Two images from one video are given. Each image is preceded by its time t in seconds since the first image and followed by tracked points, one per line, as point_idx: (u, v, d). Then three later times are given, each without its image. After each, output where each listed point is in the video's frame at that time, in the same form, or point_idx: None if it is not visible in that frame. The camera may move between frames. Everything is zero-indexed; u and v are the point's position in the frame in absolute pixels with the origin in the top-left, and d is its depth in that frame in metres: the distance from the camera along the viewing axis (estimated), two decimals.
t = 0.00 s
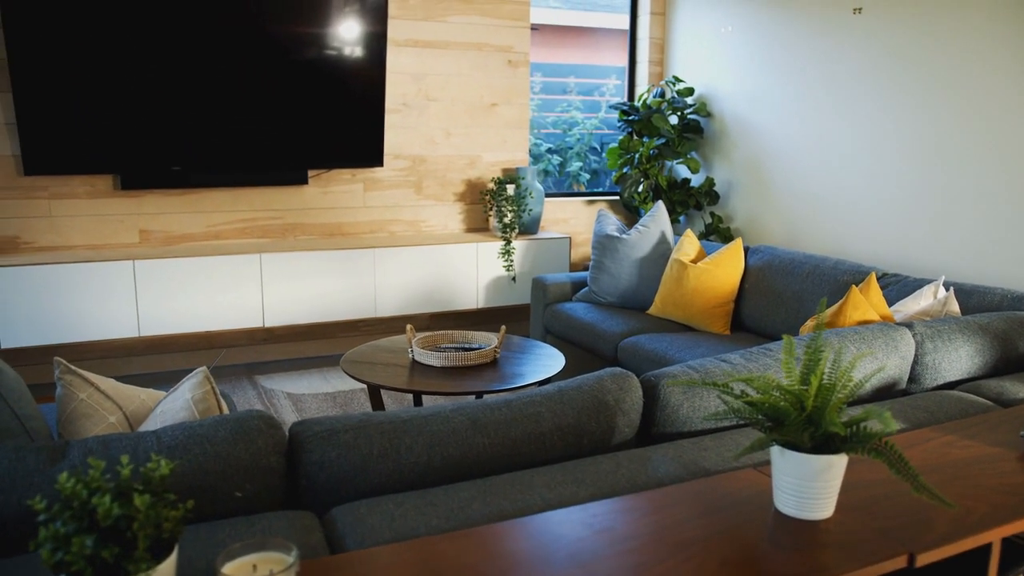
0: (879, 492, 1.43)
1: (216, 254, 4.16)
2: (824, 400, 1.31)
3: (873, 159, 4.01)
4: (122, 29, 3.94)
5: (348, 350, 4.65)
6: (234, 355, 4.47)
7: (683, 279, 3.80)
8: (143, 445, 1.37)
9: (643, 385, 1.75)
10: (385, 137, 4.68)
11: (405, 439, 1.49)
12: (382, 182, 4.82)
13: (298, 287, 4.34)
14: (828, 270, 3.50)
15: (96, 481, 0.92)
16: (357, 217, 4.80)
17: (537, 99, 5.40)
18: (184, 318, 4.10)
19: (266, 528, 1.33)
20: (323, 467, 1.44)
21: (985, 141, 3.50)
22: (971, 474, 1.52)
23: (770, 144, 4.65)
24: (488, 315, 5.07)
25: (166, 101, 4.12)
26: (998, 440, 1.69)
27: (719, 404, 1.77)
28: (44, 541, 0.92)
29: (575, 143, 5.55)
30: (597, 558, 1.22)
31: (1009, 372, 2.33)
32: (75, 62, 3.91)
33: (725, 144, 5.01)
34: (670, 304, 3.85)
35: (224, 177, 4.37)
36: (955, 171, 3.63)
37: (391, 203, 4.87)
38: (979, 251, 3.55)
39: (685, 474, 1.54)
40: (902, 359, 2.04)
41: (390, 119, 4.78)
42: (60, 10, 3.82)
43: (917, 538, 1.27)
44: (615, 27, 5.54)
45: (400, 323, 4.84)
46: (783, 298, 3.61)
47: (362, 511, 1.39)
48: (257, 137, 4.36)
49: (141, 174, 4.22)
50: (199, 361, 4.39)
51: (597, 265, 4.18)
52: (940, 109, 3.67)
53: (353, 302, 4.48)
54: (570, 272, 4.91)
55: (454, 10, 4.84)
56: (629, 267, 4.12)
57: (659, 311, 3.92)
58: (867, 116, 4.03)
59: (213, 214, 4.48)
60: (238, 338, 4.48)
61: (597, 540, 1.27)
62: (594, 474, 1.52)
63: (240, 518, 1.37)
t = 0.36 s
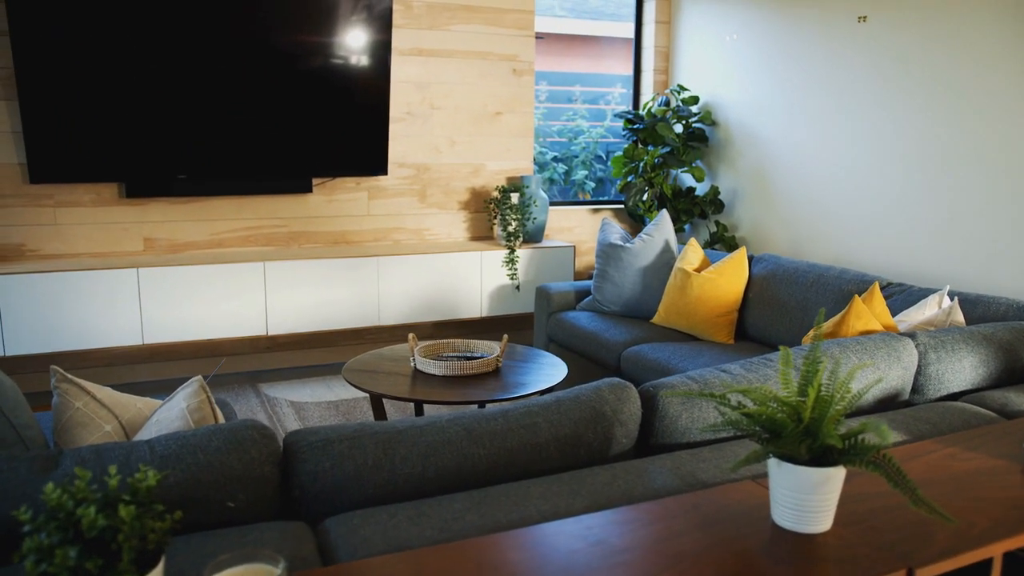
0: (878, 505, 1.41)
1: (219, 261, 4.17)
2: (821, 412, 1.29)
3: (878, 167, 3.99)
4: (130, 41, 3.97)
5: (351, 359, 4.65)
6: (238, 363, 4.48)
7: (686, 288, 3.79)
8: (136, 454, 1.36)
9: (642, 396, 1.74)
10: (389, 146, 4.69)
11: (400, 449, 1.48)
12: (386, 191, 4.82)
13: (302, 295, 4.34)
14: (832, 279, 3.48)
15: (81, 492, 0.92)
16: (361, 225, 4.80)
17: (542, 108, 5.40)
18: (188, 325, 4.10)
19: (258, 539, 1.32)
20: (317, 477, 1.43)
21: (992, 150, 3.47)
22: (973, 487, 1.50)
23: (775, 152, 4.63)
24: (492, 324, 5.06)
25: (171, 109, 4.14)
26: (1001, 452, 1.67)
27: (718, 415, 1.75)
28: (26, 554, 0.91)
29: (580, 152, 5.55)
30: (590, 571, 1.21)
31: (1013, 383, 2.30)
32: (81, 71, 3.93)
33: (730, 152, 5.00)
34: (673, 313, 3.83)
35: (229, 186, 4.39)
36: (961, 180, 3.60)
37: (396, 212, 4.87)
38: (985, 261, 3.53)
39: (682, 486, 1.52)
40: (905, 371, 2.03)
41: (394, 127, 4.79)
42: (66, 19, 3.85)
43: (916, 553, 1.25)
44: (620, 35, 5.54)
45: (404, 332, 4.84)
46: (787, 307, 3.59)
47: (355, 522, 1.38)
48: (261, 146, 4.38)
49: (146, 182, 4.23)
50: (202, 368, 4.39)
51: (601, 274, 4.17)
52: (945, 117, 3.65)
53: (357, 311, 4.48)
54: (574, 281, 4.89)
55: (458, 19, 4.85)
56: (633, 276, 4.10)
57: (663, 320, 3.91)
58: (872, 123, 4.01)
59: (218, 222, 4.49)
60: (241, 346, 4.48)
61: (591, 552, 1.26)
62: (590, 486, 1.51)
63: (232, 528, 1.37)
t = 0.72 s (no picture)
0: (877, 518, 1.39)
1: (222, 269, 4.17)
2: (818, 426, 1.28)
3: (882, 177, 3.98)
4: (135, 50, 3.99)
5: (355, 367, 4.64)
6: (241, 371, 4.47)
7: (689, 297, 3.77)
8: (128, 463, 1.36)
9: (639, 407, 1.73)
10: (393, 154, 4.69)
11: (393, 460, 1.47)
12: (390, 199, 4.83)
13: (304, 303, 4.34)
14: (835, 288, 3.46)
15: (65, 503, 0.91)
16: (365, 233, 4.80)
17: (547, 117, 5.40)
18: (190, 333, 4.10)
19: (249, 550, 1.31)
20: (310, 488, 1.42)
21: (996, 159, 3.45)
22: (974, 500, 1.48)
23: (779, 161, 4.62)
24: (496, 333, 5.05)
25: (175, 117, 4.15)
26: (1003, 465, 1.65)
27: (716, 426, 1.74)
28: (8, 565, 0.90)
29: (584, 161, 5.54)
30: None
31: (1017, 394, 2.28)
32: (86, 79, 3.95)
33: (735, 161, 4.98)
34: (677, 322, 3.82)
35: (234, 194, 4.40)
36: (966, 189, 3.58)
37: (399, 220, 4.87)
38: (990, 271, 3.50)
39: (679, 498, 1.51)
40: (906, 382, 2.01)
41: (398, 136, 4.79)
42: (71, 28, 3.87)
43: (914, 567, 1.23)
44: (624, 44, 5.54)
45: (407, 341, 4.83)
46: (790, 316, 3.57)
47: (347, 533, 1.37)
48: (265, 154, 4.38)
49: (149, 191, 4.24)
50: (205, 376, 4.38)
51: (604, 283, 4.15)
52: (950, 126, 3.63)
53: (360, 319, 4.47)
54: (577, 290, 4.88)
55: (462, 28, 4.86)
56: (636, 285, 4.09)
57: (666, 330, 3.89)
58: (877, 132, 3.99)
59: (221, 230, 4.49)
60: (244, 354, 4.48)
61: (584, 565, 1.24)
62: (585, 498, 1.50)
63: (224, 539, 1.36)
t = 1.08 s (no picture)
0: (875, 532, 1.37)
1: (226, 277, 4.18)
2: (814, 437, 1.26)
3: (887, 185, 3.96)
4: (140, 59, 4.01)
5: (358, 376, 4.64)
6: (244, 379, 4.48)
7: (693, 305, 3.75)
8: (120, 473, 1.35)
9: (637, 417, 1.72)
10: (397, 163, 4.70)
11: (387, 469, 1.46)
12: (394, 207, 4.83)
13: (308, 311, 4.34)
14: (839, 297, 3.44)
15: (47, 513, 0.92)
16: (369, 241, 4.80)
17: (552, 125, 5.40)
18: (194, 341, 4.11)
19: (240, 561, 1.30)
20: (303, 497, 1.41)
21: (1002, 168, 3.42)
22: (975, 514, 1.46)
23: (784, 169, 4.61)
24: (500, 341, 5.04)
25: (180, 126, 4.17)
26: (1006, 478, 1.63)
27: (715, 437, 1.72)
28: None
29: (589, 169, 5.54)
30: None
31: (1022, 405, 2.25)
32: (91, 88, 3.97)
33: (740, 169, 4.97)
34: (680, 331, 3.80)
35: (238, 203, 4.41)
36: (971, 198, 3.56)
37: (403, 229, 4.87)
38: (996, 281, 3.47)
39: (675, 510, 1.50)
40: (909, 393, 1.99)
41: (402, 144, 4.80)
42: (77, 37, 3.89)
43: None
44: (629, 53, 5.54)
45: (410, 349, 4.83)
46: (793, 325, 3.55)
47: (339, 544, 1.36)
48: (270, 163, 4.40)
49: (154, 199, 4.26)
50: (208, 384, 4.39)
51: (608, 291, 4.14)
52: (955, 135, 3.61)
53: (363, 328, 4.47)
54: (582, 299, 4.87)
55: (467, 36, 4.87)
56: (639, 293, 4.07)
57: (669, 338, 3.87)
58: (882, 141, 3.97)
59: (226, 238, 4.51)
60: (248, 362, 4.48)
61: None
62: (580, 509, 1.48)
63: (215, 549, 1.35)
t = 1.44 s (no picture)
0: (873, 544, 1.35)
1: (231, 283, 4.19)
2: (811, 448, 1.24)
3: (893, 193, 3.93)
4: (145, 65, 4.03)
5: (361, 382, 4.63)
6: (247, 385, 4.48)
7: (697, 313, 3.73)
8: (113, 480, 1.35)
9: (635, 426, 1.70)
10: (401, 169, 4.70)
11: (381, 478, 1.45)
12: (398, 214, 4.83)
13: (311, 318, 4.34)
14: (844, 305, 3.42)
15: (31, 523, 0.91)
16: (373, 248, 4.80)
17: (557, 132, 5.40)
18: (197, 347, 4.11)
19: (232, 569, 1.30)
20: (296, 506, 1.40)
21: (1008, 176, 3.40)
22: (976, 526, 1.44)
23: (789, 177, 4.59)
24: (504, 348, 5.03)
25: (184, 132, 4.18)
26: (1008, 489, 1.61)
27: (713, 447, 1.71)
28: None
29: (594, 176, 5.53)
30: None
31: None
32: (97, 95, 3.99)
33: (745, 176, 4.95)
34: (684, 338, 3.78)
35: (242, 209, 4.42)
36: (977, 205, 3.53)
37: (408, 235, 4.87)
38: (1002, 289, 3.45)
39: (671, 521, 1.48)
40: (911, 403, 1.97)
41: (407, 151, 4.80)
42: (83, 44, 3.91)
43: None
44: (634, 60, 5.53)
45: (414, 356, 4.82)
46: (798, 333, 3.53)
47: (331, 553, 1.35)
48: (274, 169, 4.40)
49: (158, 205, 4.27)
50: (212, 390, 4.39)
51: (611, 299, 4.12)
52: (961, 142, 3.59)
53: (367, 334, 4.47)
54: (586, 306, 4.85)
55: (471, 43, 4.87)
56: (643, 301, 4.06)
57: (673, 346, 3.85)
58: (888, 148, 3.95)
59: (230, 245, 4.51)
60: (252, 368, 4.48)
61: None
62: (576, 519, 1.47)
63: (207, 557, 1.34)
